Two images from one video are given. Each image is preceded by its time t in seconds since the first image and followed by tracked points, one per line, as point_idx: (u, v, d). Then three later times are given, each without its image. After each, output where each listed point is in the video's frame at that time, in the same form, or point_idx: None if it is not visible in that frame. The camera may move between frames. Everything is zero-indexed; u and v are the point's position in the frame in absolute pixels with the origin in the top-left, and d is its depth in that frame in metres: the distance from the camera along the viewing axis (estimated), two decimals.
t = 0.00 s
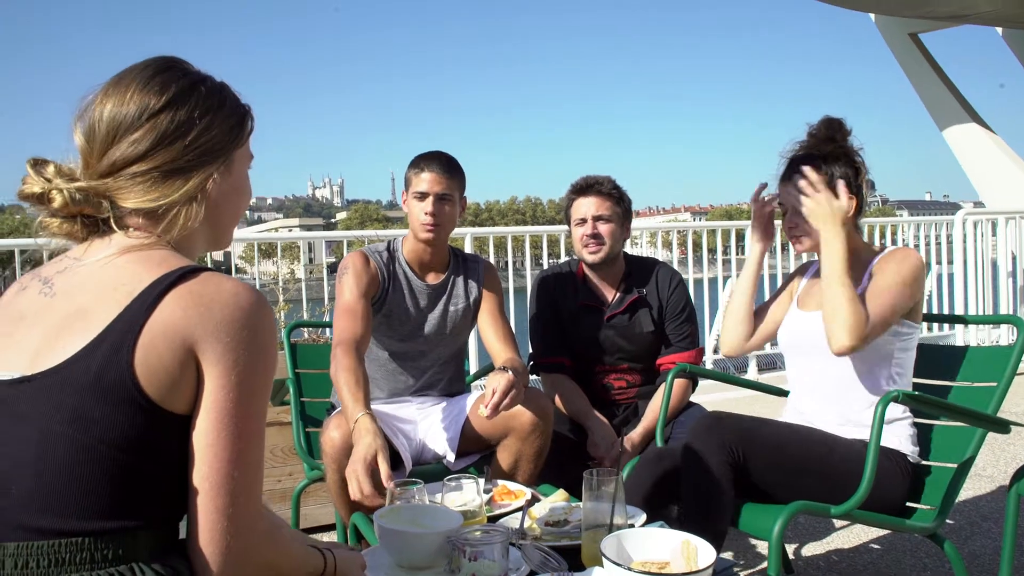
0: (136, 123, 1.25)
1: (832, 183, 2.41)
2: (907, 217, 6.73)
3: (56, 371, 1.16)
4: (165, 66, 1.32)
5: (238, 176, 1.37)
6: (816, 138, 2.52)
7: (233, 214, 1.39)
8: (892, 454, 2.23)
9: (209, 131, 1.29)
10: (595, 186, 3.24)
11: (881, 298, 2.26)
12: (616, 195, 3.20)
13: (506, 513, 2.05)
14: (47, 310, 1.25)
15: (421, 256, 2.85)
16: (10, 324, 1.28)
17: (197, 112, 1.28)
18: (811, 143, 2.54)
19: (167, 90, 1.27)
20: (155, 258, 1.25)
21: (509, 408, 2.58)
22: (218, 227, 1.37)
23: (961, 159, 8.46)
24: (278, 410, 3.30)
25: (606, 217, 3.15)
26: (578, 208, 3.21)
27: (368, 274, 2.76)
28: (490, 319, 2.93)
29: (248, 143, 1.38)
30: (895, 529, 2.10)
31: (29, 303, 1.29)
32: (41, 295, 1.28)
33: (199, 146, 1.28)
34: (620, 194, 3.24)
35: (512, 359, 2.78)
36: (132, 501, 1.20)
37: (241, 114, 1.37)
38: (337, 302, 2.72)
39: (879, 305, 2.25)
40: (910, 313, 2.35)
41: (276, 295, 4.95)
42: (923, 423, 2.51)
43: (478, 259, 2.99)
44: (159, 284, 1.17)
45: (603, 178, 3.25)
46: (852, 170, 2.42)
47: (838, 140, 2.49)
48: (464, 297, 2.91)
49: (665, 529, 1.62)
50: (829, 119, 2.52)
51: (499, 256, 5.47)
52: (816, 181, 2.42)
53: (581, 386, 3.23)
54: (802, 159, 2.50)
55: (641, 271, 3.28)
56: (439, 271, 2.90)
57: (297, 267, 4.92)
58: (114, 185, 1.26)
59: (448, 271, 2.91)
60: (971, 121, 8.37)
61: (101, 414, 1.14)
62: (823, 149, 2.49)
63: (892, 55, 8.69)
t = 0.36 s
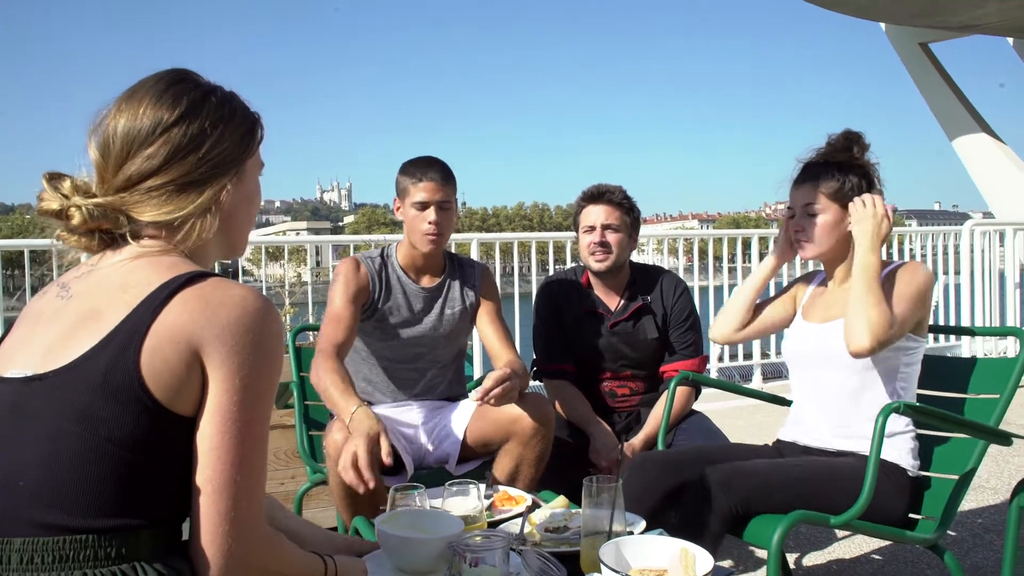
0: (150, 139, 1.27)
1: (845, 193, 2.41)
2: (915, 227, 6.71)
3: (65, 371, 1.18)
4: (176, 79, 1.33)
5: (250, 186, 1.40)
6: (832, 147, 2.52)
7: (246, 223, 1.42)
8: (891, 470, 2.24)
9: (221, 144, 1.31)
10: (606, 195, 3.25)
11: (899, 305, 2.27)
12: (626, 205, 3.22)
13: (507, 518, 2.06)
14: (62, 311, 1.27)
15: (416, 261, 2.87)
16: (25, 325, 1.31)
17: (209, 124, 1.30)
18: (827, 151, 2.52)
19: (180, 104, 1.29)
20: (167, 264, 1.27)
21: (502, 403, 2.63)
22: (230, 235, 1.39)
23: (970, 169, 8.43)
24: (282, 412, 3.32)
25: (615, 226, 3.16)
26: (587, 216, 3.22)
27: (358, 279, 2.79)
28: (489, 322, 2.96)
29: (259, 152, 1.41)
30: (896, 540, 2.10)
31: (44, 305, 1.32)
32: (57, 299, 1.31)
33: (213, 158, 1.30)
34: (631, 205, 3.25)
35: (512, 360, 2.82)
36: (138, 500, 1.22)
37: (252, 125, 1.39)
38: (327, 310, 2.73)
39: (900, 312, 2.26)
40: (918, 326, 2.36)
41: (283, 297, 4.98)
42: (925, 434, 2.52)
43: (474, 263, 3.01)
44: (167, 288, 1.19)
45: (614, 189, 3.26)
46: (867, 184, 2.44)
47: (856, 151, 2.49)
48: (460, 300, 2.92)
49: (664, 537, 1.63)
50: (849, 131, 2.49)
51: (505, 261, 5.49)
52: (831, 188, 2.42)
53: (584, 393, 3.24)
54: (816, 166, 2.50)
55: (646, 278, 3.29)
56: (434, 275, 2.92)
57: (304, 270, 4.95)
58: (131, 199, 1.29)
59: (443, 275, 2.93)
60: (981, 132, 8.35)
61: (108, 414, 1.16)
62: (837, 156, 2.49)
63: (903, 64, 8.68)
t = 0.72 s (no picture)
0: (163, 156, 1.29)
1: (841, 200, 2.42)
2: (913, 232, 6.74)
3: (74, 382, 1.20)
4: (189, 98, 1.36)
5: (257, 203, 1.42)
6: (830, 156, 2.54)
7: (251, 239, 1.44)
8: (887, 476, 2.25)
9: (232, 163, 1.34)
10: (603, 204, 3.28)
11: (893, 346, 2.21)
12: (624, 212, 3.24)
13: (507, 525, 2.07)
14: (70, 322, 1.29)
15: (404, 271, 2.89)
16: (34, 335, 1.33)
17: (221, 144, 1.33)
18: (827, 159, 2.54)
19: (193, 123, 1.32)
20: (174, 277, 1.30)
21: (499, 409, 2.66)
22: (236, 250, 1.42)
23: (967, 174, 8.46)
24: (283, 421, 3.33)
25: (613, 233, 3.19)
26: (585, 223, 3.24)
27: (347, 293, 2.81)
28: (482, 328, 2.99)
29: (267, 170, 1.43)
30: (893, 545, 2.12)
31: (52, 316, 1.34)
32: (65, 309, 1.33)
33: (224, 177, 1.33)
34: (628, 212, 3.28)
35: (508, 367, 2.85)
36: (145, 508, 1.24)
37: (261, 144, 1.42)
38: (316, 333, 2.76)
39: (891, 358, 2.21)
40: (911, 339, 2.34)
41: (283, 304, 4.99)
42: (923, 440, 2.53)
43: (464, 269, 3.03)
44: (175, 301, 1.21)
45: (611, 197, 3.29)
46: (864, 192, 2.44)
47: (852, 160, 2.50)
48: (452, 308, 2.94)
49: (663, 544, 1.65)
50: (848, 138, 2.53)
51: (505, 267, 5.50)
52: (826, 195, 2.43)
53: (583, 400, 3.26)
54: (812, 173, 2.52)
55: (643, 286, 3.31)
56: (423, 284, 2.93)
57: (304, 277, 4.96)
58: (141, 214, 1.31)
59: (433, 283, 2.95)
60: (978, 137, 8.39)
61: (117, 423, 1.18)
62: (834, 166, 2.51)
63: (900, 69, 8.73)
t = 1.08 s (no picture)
0: (160, 159, 1.31)
1: (815, 208, 2.41)
2: (910, 233, 6.76)
3: (73, 389, 1.21)
4: (193, 108, 1.39)
5: (254, 212, 1.43)
6: (805, 161, 2.52)
7: (248, 247, 1.45)
8: (883, 478, 2.26)
9: (228, 169, 1.35)
10: (599, 207, 3.29)
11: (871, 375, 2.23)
12: (620, 215, 3.25)
13: (506, 527, 2.09)
14: (67, 329, 1.30)
15: (404, 277, 2.90)
16: (32, 342, 1.34)
17: (218, 150, 1.35)
18: (802, 165, 2.52)
19: (193, 129, 1.34)
20: (170, 284, 1.31)
21: (500, 411, 2.67)
22: (233, 255, 1.43)
23: (963, 174, 8.48)
24: (282, 424, 3.35)
25: (610, 236, 3.21)
26: (582, 226, 3.26)
27: (346, 300, 2.82)
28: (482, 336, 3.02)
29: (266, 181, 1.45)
30: (889, 545, 2.13)
31: (50, 324, 1.35)
32: (62, 317, 1.34)
33: (219, 181, 1.34)
34: (624, 215, 3.29)
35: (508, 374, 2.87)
36: (146, 513, 1.25)
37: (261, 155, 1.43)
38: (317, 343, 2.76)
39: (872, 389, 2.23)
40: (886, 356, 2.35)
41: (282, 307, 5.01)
42: (919, 441, 2.55)
43: (461, 275, 3.05)
44: (173, 307, 1.23)
45: (607, 200, 3.30)
46: (838, 199, 2.43)
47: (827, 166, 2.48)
48: (452, 314, 2.96)
49: (661, 545, 1.66)
50: (824, 144, 2.52)
51: (502, 269, 5.52)
52: (800, 203, 2.42)
53: (581, 402, 3.27)
54: (785, 180, 2.51)
55: (641, 288, 3.33)
56: (423, 292, 2.95)
57: (302, 280, 4.97)
58: (138, 215, 1.32)
59: (432, 290, 2.96)
60: (974, 137, 8.42)
61: (117, 430, 1.19)
62: (807, 172, 2.49)
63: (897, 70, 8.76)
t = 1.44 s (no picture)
0: (164, 149, 1.34)
1: (782, 221, 2.40)
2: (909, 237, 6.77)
3: (69, 387, 1.22)
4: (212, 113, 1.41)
5: (251, 220, 1.40)
6: (766, 172, 2.51)
7: (241, 253, 1.42)
8: (878, 481, 2.27)
9: (226, 168, 1.34)
10: (599, 209, 3.29)
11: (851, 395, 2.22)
12: (620, 218, 3.26)
13: (504, 527, 2.10)
14: (63, 329, 1.31)
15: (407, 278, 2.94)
16: (27, 342, 1.35)
17: (215, 150, 1.34)
18: (764, 178, 2.50)
19: (197, 129, 1.36)
20: (160, 285, 1.31)
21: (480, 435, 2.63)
22: (229, 258, 1.41)
23: (963, 179, 8.50)
24: (281, 423, 3.35)
25: (610, 239, 3.22)
26: (582, 229, 3.27)
27: (349, 299, 2.84)
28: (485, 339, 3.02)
29: (272, 190, 1.42)
30: (885, 548, 2.14)
31: (46, 324, 1.36)
32: (58, 316, 1.35)
33: (210, 179, 1.33)
34: (624, 217, 3.30)
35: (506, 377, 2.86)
36: (142, 510, 1.26)
37: (270, 162, 1.42)
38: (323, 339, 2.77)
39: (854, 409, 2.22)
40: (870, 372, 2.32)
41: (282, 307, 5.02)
42: (915, 444, 2.56)
43: (464, 277, 3.06)
44: (166, 307, 1.24)
45: (607, 202, 3.31)
46: (803, 210, 2.42)
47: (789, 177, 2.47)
48: (454, 315, 2.95)
49: (658, 545, 1.67)
50: (786, 156, 2.50)
51: (502, 271, 5.53)
52: (766, 216, 2.41)
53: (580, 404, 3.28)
54: (748, 193, 2.49)
55: (640, 291, 3.34)
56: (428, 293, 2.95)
57: (303, 280, 4.98)
58: (138, 203, 1.36)
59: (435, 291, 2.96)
60: (974, 142, 8.43)
61: (111, 428, 1.20)
62: (772, 185, 2.47)
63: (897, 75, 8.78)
